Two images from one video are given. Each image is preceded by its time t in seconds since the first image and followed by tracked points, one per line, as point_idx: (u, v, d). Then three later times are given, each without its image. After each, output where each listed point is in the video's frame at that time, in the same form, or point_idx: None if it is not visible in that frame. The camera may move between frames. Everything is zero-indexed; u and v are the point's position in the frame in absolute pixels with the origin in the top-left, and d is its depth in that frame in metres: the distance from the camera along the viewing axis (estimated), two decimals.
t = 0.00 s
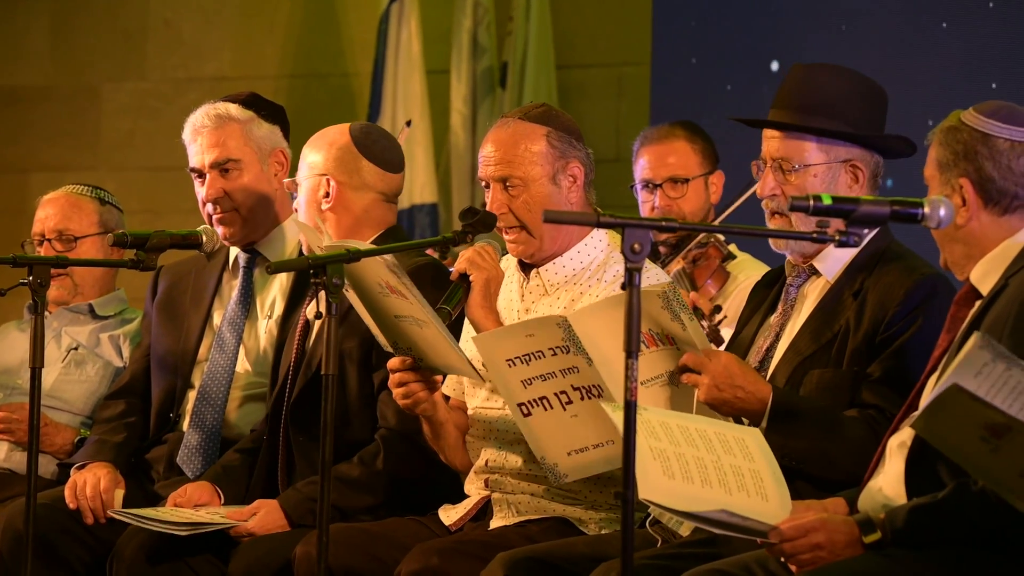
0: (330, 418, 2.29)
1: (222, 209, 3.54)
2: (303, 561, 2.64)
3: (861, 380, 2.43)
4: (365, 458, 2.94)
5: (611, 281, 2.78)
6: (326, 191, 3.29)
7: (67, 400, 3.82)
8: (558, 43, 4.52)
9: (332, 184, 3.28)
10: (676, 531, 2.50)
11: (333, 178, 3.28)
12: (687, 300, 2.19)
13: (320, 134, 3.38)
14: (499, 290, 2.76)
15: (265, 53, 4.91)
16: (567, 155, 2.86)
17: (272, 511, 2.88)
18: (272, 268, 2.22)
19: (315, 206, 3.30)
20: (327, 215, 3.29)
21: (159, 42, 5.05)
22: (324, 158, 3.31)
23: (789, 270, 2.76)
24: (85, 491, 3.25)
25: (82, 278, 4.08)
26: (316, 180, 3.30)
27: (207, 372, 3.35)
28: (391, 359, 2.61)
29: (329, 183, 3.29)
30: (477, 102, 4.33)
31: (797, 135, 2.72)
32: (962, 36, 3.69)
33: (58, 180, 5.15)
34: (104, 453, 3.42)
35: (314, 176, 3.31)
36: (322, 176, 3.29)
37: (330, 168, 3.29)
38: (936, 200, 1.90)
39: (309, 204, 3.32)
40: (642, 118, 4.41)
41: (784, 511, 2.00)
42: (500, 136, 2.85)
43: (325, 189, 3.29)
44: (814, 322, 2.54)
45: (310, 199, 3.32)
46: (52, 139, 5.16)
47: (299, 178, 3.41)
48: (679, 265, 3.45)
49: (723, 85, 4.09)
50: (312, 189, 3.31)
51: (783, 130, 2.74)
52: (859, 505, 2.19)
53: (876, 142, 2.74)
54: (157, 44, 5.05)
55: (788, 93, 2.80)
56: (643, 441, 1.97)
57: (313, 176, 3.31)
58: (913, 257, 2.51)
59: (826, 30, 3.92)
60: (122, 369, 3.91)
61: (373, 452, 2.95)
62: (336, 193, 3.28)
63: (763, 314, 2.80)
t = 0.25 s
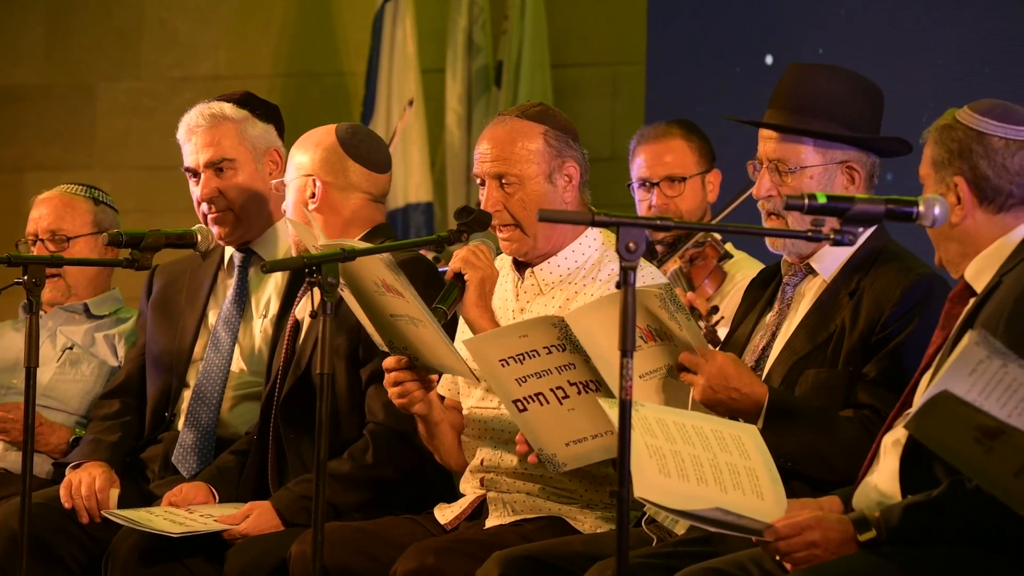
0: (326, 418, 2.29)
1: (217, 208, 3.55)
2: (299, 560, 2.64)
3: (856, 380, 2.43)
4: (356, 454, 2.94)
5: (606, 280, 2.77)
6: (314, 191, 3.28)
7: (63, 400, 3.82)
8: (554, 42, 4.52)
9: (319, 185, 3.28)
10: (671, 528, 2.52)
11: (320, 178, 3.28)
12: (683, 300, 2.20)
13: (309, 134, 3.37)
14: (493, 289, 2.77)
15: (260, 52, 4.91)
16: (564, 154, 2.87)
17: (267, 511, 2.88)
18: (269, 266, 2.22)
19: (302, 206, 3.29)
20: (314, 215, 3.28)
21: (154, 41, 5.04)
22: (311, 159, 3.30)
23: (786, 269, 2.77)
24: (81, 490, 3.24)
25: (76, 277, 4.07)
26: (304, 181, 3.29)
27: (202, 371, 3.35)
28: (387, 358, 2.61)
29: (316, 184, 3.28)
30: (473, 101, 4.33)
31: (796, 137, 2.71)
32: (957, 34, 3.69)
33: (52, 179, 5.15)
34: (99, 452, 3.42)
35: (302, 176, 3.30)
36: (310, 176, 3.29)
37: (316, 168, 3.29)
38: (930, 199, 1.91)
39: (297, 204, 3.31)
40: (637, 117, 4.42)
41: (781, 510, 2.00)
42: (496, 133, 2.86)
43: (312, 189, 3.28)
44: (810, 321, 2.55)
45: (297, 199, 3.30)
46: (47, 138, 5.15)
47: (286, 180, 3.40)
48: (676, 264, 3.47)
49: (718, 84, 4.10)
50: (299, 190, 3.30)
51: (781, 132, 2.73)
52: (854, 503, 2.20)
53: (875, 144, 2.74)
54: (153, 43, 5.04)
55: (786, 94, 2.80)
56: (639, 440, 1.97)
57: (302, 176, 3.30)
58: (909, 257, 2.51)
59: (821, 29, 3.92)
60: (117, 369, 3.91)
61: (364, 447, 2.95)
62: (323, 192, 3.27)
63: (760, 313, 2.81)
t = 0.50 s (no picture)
0: (321, 418, 2.29)
1: (212, 207, 3.54)
2: (294, 559, 2.64)
3: (851, 379, 2.44)
4: (349, 451, 2.94)
5: (596, 275, 2.77)
6: (303, 192, 3.27)
7: (58, 399, 3.82)
8: (548, 41, 4.52)
9: (308, 184, 3.27)
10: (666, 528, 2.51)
11: (308, 179, 3.27)
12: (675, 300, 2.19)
13: (300, 134, 3.36)
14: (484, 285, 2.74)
15: (255, 51, 4.91)
16: (550, 150, 2.86)
17: (261, 510, 2.88)
18: (263, 265, 2.22)
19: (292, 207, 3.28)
20: (304, 216, 3.28)
21: (149, 40, 5.04)
22: (300, 160, 3.29)
23: (782, 268, 2.77)
24: (75, 489, 3.23)
25: (70, 277, 4.07)
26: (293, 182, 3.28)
27: (197, 370, 3.35)
28: (381, 355, 2.60)
29: (304, 185, 3.27)
30: (468, 101, 4.33)
31: (791, 139, 2.72)
32: (951, 34, 3.70)
33: (47, 178, 5.14)
34: (94, 451, 3.42)
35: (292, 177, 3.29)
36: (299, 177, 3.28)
37: (305, 168, 3.28)
38: (925, 197, 1.93)
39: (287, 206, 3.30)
40: (632, 116, 4.42)
41: (775, 510, 2.01)
42: (483, 131, 2.86)
43: (302, 190, 3.27)
44: (805, 320, 2.55)
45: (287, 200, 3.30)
46: (41, 137, 5.14)
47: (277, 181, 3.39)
48: (675, 265, 3.37)
49: (713, 84, 4.10)
50: (288, 191, 3.29)
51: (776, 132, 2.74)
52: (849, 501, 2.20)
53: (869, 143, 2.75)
54: (147, 42, 5.04)
55: (779, 94, 2.81)
56: (633, 439, 1.97)
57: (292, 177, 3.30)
58: (903, 256, 2.52)
59: (815, 28, 3.93)
60: (112, 368, 3.90)
61: (357, 446, 2.95)
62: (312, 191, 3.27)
63: (755, 312, 2.81)
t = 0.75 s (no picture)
0: (317, 417, 2.29)
1: (209, 206, 3.54)
2: (290, 559, 2.64)
3: (848, 378, 2.44)
4: (344, 449, 2.94)
5: (583, 269, 2.79)
6: (297, 192, 3.28)
7: (54, 399, 3.81)
8: (545, 40, 4.52)
9: (302, 183, 3.27)
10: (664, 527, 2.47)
11: (302, 178, 3.27)
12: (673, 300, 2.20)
13: (294, 133, 3.36)
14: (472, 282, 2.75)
15: (251, 50, 4.90)
16: (531, 148, 2.86)
17: (257, 510, 2.88)
18: (259, 264, 2.21)
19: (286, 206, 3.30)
20: (298, 216, 3.29)
21: (145, 39, 5.03)
22: (294, 159, 3.29)
23: (779, 267, 2.77)
24: (71, 488, 3.23)
25: (66, 276, 4.06)
26: (287, 182, 3.29)
27: (194, 369, 3.35)
28: (370, 358, 2.58)
29: (298, 184, 3.28)
30: (464, 100, 4.33)
31: (791, 138, 2.72)
32: (946, 33, 3.70)
33: (43, 177, 5.13)
34: (90, 450, 3.41)
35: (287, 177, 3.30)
36: (292, 176, 3.29)
37: (300, 168, 3.28)
38: (921, 197, 1.94)
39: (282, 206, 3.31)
40: (629, 115, 4.42)
41: (772, 506, 2.01)
42: (463, 134, 2.86)
43: (296, 189, 3.28)
44: (802, 320, 2.55)
45: (281, 200, 3.31)
46: (37, 136, 5.14)
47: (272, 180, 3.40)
48: (671, 265, 3.34)
49: (709, 83, 4.10)
50: (283, 191, 3.30)
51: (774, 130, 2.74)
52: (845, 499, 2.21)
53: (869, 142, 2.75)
54: (144, 41, 5.03)
55: (777, 95, 2.81)
56: (631, 434, 1.97)
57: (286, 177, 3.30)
58: (900, 255, 2.53)
59: (810, 27, 3.93)
60: (108, 367, 3.90)
61: (351, 443, 2.95)
62: (306, 190, 3.27)
63: (752, 311, 2.81)
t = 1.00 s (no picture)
0: (314, 415, 2.28)
1: (210, 203, 3.54)
2: (287, 558, 2.64)
3: (844, 377, 2.44)
4: (342, 449, 2.95)
5: (571, 265, 2.78)
6: (296, 191, 3.27)
7: (51, 398, 3.81)
8: (541, 40, 4.52)
9: (300, 183, 3.27)
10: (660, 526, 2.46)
11: (300, 178, 3.27)
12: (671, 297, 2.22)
13: (290, 133, 3.35)
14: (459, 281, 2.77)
15: (248, 50, 4.90)
16: (514, 146, 2.86)
17: (254, 508, 2.88)
18: (255, 263, 2.20)
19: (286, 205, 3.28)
20: (297, 215, 3.28)
21: (141, 38, 5.03)
22: (294, 158, 3.28)
23: (777, 267, 2.78)
24: (68, 487, 3.23)
25: (63, 275, 4.07)
26: (286, 181, 3.28)
27: (191, 368, 3.35)
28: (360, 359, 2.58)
29: (297, 184, 3.27)
30: (460, 99, 4.33)
31: (787, 138, 2.72)
32: (941, 33, 3.71)
33: (39, 176, 5.13)
34: (87, 450, 3.41)
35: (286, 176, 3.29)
36: (292, 176, 3.28)
37: (298, 168, 3.28)
38: (919, 197, 1.95)
39: (281, 205, 3.30)
40: (626, 115, 4.43)
41: (771, 501, 1.97)
42: (447, 132, 2.87)
43: (294, 189, 3.27)
44: (799, 320, 2.55)
45: (281, 199, 3.29)
46: (34, 135, 5.13)
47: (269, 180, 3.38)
48: (664, 261, 3.46)
49: (705, 83, 4.11)
50: (282, 190, 3.29)
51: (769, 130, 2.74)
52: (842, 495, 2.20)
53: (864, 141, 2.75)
54: (140, 40, 5.03)
55: (772, 94, 2.80)
56: (641, 411, 1.94)
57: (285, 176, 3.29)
58: (896, 254, 2.53)
59: (806, 27, 3.93)
60: (105, 366, 3.90)
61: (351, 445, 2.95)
62: (304, 189, 3.27)
63: (749, 309, 2.82)
